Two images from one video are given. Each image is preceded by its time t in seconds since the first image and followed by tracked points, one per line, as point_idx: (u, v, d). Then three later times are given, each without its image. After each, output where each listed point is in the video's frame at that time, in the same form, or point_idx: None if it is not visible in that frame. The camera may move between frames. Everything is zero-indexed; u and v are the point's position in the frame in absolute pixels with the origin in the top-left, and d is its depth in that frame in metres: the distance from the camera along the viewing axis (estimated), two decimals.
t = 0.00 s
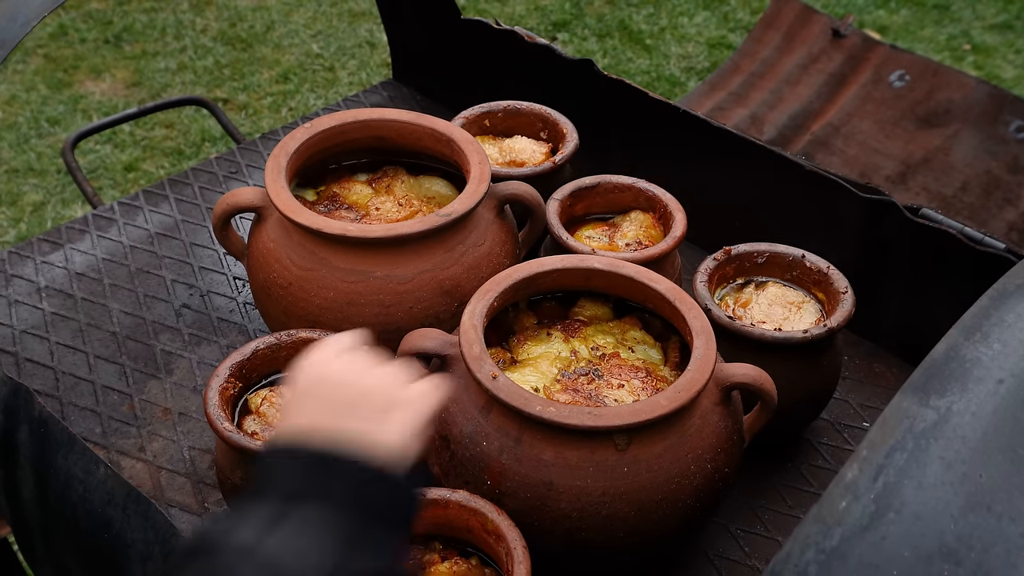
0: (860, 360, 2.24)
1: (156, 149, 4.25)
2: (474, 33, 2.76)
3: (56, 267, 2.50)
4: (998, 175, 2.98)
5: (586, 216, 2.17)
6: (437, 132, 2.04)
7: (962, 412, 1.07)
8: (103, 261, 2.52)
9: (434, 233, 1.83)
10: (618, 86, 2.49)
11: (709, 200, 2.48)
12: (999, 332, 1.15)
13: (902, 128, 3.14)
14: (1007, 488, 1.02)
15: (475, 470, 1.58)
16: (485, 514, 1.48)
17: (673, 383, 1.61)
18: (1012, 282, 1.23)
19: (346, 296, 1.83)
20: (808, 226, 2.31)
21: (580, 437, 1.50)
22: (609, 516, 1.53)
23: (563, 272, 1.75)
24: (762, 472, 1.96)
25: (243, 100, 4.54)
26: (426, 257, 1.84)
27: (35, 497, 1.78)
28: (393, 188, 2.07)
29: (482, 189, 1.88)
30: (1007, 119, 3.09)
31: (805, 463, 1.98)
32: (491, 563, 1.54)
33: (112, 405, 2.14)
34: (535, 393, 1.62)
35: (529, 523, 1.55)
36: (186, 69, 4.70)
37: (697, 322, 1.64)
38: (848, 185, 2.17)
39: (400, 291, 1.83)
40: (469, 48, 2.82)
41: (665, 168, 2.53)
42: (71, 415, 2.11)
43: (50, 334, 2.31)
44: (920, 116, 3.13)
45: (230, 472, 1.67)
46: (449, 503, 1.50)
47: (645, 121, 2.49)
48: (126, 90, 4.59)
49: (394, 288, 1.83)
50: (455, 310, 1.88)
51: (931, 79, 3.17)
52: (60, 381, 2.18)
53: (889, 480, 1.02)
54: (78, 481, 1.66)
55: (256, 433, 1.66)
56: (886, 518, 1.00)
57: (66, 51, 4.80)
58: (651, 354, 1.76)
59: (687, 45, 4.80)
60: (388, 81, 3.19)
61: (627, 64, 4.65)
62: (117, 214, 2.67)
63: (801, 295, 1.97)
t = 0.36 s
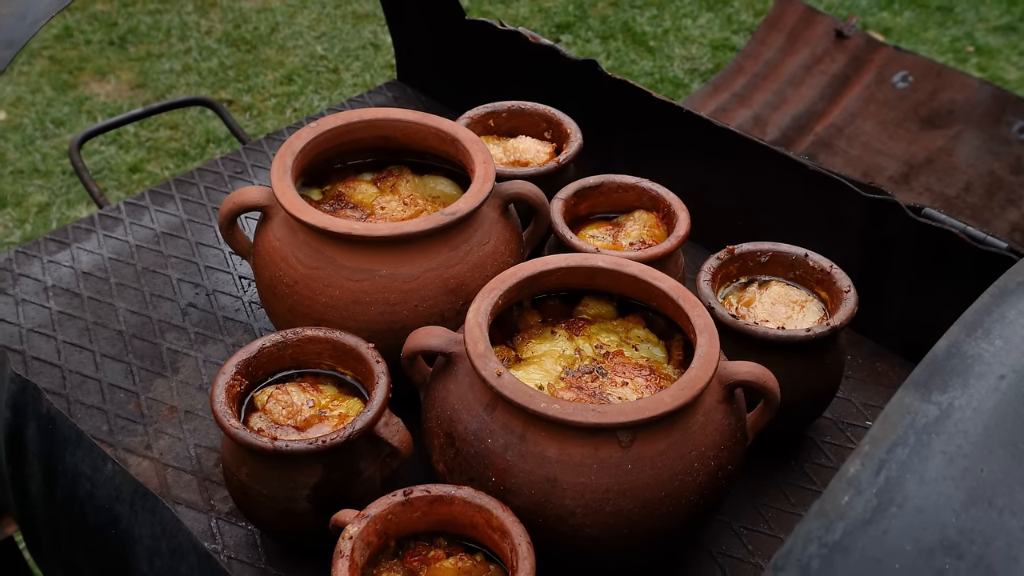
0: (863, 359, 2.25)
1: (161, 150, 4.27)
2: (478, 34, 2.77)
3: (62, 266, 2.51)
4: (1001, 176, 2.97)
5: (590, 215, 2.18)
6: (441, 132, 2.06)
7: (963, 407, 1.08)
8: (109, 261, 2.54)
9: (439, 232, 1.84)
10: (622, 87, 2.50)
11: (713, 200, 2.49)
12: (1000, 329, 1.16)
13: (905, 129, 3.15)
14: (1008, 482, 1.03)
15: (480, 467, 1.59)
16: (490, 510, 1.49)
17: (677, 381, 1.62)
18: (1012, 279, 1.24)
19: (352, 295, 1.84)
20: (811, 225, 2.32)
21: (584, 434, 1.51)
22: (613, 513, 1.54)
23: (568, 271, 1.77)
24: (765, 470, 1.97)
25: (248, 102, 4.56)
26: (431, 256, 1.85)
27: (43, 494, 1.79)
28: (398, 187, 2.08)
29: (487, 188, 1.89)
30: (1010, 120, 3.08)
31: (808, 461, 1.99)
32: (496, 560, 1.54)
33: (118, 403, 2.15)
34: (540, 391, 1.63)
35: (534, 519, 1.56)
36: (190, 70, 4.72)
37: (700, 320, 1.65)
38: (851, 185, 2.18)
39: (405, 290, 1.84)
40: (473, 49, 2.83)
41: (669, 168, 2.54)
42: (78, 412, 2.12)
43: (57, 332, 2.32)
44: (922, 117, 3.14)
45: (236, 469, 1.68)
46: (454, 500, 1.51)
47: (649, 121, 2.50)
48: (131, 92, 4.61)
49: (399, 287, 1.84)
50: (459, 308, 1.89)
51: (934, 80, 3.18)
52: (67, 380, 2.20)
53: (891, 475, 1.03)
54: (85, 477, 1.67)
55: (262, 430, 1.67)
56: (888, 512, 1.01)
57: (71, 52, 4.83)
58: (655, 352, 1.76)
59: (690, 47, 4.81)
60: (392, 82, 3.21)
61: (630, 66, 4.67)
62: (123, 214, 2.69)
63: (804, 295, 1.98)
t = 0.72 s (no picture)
0: (869, 359, 2.26)
1: (166, 153, 4.29)
2: (484, 36, 2.79)
3: (71, 267, 2.53)
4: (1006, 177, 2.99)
5: (596, 216, 2.20)
6: (449, 132, 2.07)
7: (969, 402, 1.08)
8: (118, 262, 2.55)
9: (447, 231, 1.85)
10: (627, 88, 2.52)
11: (718, 201, 2.50)
12: (1006, 325, 1.16)
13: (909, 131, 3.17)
14: (1015, 476, 1.04)
15: (488, 465, 1.60)
16: (499, 507, 1.50)
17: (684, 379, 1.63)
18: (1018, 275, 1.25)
19: (360, 295, 1.85)
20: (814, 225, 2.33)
21: (591, 431, 1.52)
22: (621, 510, 1.55)
23: (575, 270, 1.78)
24: (771, 470, 1.98)
25: (253, 105, 4.58)
26: (438, 255, 1.87)
27: (53, 493, 1.81)
28: (405, 188, 2.09)
29: (494, 188, 1.90)
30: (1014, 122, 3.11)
31: (815, 461, 2.00)
32: (504, 557, 1.56)
33: (127, 403, 2.17)
34: (547, 389, 1.64)
35: (542, 517, 1.57)
36: (196, 74, 4.74)
37: (706, 319, 1.66)
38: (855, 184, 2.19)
39: (413, 289, 1.85)
40: (479, 51, 2.85)
41: (674, 169, 2.55)
42: (87, 412, 2.13)
43: (66, 333, 2.33)
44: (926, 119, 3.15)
45: (246, 467, 1.70)
46: (462, 497, 1.52)
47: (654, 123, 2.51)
48: (137, 95, 4.63)
49: (406, 287, 1.85)
50: (467, 308, 1.90)
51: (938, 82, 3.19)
52: (76, 380, 2.21)
53: (898, 469, 1.03)
54: (96, 475, 1.68)
55: (271, 429, 1.68)
56: (895, 506, 1.02)
57: (77, 56, 4.85)
58: (662, 351, 1.77)
59: (693, 50, 4.83)
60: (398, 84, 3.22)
61: (634, 68, 4.68)
62: (131, 216, 2.70)
63: (809, 294, 1.98)
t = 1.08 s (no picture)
0: (876, 363, 2.25)
1: (171, 157, 4.30)
2: (490, 40, 2.78)
3: (78, 271, 2.53)
4: (1012, 180, 2.98)
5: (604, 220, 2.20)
6: (456, 136, 2.07)
7: (982, 407, 1.08)
8: (125, 266, 2.55)
9: (455, 235, 1.85)
10: (634, 92, 2.51)
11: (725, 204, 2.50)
12: (1018, 329, 1.16)
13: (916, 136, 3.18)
14: None
15: (497, 469, 1.59)
16: (508, 512, 1.50)
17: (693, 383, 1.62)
18: None
19: (367, 298, 1.85)
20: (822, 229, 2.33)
21: (601, 436, 1.52)
22: (630, 515, 1.54)
23: (583, 274, 1.77)
24: (779, 474, 1.97)
25: (258, 109, 4.59)
26: (447, 259, 1.86)
27: (61, 497, 1.81)
28: (413, 192, 2.09)
29: (502, 192, 1.90)
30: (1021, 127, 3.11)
31: (823, 465, 1.99)
32: (513, 562, 1.55)
33: (134, 407, 2.17)
34: (556, 393, 1.63)
35: (551, 521, 1.57)
36: (201, 78, 4.75)
37: (715, 323, 1.66)
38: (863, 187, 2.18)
39: (421, 293, 1.85)
40: (485, 55, 2.85)
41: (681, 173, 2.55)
42: (95, 416, 2.13)
43: (74, 337, 2.34)
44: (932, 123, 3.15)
45: (254, 471, 1.69)
46: (471, 502, 1.52)
47: (661, 126, 2.51)
48: (142, 99, 4.64)
49: (414, 291, 1.85)
50: (474, 312, 1.90)
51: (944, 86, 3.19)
52: (84, 383, 2.21)
53: (911, 474, 1.03)
54: (104, 479, 1.68)
55: (279, 433, 1.68)
56: (909, 511, 1.01)
57: (82, 60, 4.86)
58: (670, 355, 1.77)
59: (698, 53, 4.83)
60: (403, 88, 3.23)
61: (639, 72, 4.68)
62: (137, 219, 2.71)
63: (818, 298, 1.98)
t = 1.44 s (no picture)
0: (883, 368, 2.24)
1: (175, 159, 4.30)
2: (494, 42, 2.78)
3: (82, 274, 2.52)
4: (1018, 184, 2.97)
5: (609, 224, 2.19)
6: (461, 140, 2.06)
7: (993, 416, 1.07)
8: (128, 269, 2.55)
9: (460, 239, 1.84)
10: (639, 95, 2.50)
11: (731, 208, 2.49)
12: None
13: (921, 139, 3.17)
14: None
15: (502, 475, 1.59)
16: (513, 519, 1.49)
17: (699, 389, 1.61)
18: None
19: (372, 303, 1.85)
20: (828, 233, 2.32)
21: (607, 442, 1.51)
22: (635, 522, 1.53)
23: (589, 279, 1.77)
24: (785, 481, 1.96)
25: (262, 111, 4.58)
26: (452, 264, 1.86)
27: (64, 502, 1.80)
28: (418, 196, 2.08)
29: (508, 196, 1.89)
30: None
31: (829, 471, 1.98)
32: (518, 568, 1.54)
33: (138, 411, 2.16)
34: (561, 399, 1.63)
35: (556, 528, 1.56)
36: (204, 80, 4.75)
37: (722, 328, 1.65)
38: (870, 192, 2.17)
39: (426, 298, 1.84)
40: (489, 58, 2.84)
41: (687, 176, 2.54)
42: (98, 420, 2.13)
43: (77, 340, 2.33)
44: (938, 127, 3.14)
45: (258, 476, 1.69)
46: (476, 508, 1.51)
47: (666, 130, 2.51)
48: (146, 101, 4.63)
49: (419, 295, 1.84)
50: (479, 316, 1.89)
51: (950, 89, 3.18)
52: (87, 387, 2.20)
53: (922, 483, 1.01)
54: (107, 484, 1.67)
55: (284, 438, 1.67)
56: (919, 521, 1.00)
57: (86, 62, 4.86)
58: (676, 361, 1.76)
59: (702, 56, 4.82)
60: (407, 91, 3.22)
61: (642, 75, 4.68)
62: (141, 222, 2.70)
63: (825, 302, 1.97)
